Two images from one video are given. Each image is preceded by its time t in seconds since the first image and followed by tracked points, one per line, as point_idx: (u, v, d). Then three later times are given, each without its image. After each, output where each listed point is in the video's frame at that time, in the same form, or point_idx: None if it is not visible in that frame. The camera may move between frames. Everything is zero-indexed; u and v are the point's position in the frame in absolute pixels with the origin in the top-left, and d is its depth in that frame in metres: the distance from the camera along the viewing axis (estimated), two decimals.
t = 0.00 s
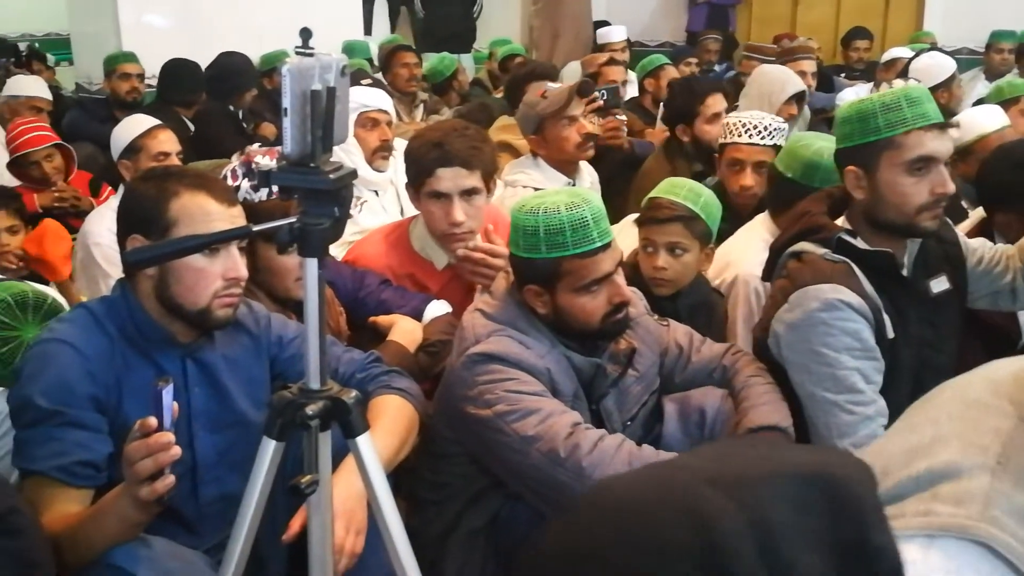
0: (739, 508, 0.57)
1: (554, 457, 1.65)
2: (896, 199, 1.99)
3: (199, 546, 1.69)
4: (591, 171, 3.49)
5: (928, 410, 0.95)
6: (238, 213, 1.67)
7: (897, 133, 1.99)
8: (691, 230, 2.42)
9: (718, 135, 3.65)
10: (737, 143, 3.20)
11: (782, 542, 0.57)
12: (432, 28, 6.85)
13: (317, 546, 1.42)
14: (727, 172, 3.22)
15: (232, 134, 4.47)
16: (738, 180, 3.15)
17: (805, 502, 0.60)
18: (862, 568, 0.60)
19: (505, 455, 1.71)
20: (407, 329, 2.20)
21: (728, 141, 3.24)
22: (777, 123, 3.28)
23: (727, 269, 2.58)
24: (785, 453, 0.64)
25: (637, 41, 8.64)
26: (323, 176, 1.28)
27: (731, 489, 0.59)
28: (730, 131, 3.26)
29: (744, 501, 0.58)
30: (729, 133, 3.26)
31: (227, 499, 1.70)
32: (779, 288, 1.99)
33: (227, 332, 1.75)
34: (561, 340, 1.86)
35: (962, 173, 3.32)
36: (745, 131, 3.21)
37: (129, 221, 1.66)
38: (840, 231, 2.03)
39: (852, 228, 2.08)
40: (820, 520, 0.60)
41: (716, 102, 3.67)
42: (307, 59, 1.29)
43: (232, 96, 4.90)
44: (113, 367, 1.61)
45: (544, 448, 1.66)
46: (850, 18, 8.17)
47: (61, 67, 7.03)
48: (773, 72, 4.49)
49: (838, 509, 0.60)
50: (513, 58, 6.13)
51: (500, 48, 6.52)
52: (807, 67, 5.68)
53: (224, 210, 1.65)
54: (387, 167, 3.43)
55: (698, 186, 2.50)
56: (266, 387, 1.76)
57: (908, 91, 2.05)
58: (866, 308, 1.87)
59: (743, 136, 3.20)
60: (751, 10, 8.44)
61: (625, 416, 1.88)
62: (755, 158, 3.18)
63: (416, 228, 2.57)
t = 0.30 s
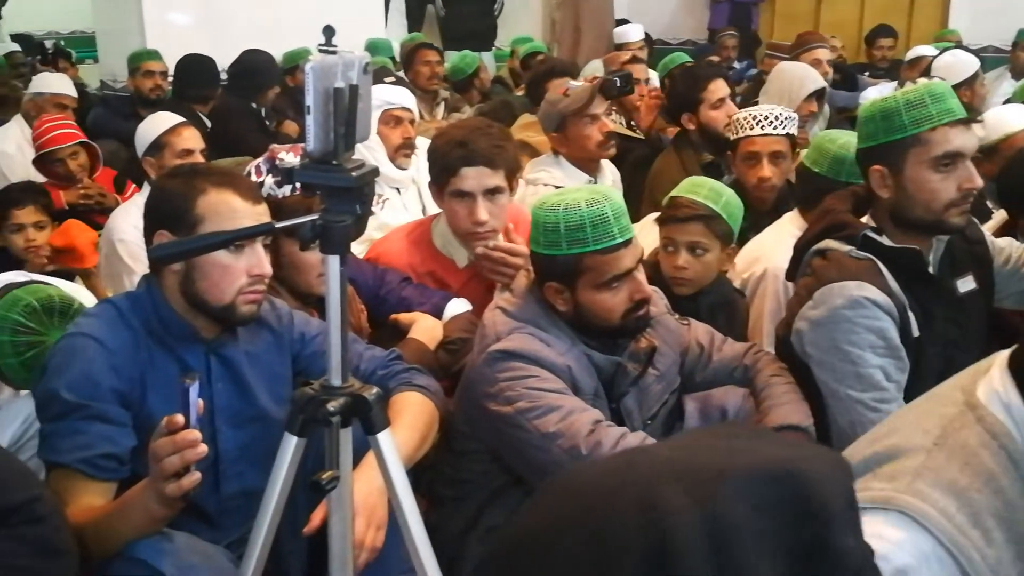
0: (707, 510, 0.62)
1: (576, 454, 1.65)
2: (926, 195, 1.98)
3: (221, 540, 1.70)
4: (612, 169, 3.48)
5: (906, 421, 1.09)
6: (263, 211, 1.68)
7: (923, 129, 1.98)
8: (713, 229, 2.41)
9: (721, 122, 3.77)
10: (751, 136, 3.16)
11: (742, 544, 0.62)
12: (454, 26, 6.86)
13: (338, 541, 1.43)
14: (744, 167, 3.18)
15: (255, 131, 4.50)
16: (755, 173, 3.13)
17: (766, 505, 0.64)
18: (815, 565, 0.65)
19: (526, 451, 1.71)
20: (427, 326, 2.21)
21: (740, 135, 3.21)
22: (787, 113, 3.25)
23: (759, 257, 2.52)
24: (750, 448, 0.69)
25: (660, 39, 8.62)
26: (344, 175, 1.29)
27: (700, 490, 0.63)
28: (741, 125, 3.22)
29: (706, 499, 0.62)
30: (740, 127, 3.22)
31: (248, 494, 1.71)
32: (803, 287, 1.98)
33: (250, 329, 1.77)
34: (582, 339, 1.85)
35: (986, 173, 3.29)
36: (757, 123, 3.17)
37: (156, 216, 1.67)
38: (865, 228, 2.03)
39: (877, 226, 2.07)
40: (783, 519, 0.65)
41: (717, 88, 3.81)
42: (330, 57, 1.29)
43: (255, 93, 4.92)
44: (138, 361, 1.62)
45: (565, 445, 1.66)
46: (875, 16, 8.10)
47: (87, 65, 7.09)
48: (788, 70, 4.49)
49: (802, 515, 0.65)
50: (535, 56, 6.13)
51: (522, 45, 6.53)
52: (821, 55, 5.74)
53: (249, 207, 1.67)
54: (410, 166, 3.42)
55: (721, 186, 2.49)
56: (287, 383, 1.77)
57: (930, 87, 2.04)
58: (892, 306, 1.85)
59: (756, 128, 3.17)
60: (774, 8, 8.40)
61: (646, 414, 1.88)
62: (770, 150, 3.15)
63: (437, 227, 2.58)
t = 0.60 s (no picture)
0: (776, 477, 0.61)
1: (599, 453, 1.65)
2: (956, 197, 1.96)
3: (244, 539, 1.71)
4: (636, 172, 3.48)
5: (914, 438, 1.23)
6: (290, 212, 1.69)
7: (949, 130, 1.97)
8: (737, 232, 2.40)
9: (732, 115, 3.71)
10: (756, 134, 3.18)
11: (814, 515, 0.60)
12: (478, 28, 6.87)
13: (360, 540, 1.43)
14: (754, 166, 3.19)
15: (281, 133, 4.53)
16: (767, 168, 3.13)
17: (840, 476, 0.62)
18: (897, 542, 0.62)
19: (548, 452, 1.71)
20: (450, 328, 2.22)
21: (744, 136, 3.23)
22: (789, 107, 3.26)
23: (785, 265, 2.51)
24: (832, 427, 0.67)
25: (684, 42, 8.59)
26: (369, 176, 1.29)
27: (771, 463, 0.62)
28: (742, 126, 3.25)
29: (781, 471, 0.62)
30: (742, 129, 3.25)
31: (271, 494, 1.72)
32: (828, 290, 1.97)
33: (275, 329, 1.78)
34: (605, 340, 1.85)
35: (1013, 177, 3.26)
36: (757, 121, 3.20)
37: (184, 217, 1.69)
38: (891, 231, 2.02)
39: (903, 229, 2.06)
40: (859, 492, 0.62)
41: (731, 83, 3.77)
42: (355, 59, 1.30)
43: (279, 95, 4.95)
44: (164, 361, 1.63)
45: (588, 444, 1.66)
46: (901, 19, 8.03)
47: (116, 65, 7.16)
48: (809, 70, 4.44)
49: (879, 487, 0.63)
50: (559, 58, 6.13)
51: (546, 48, 6.53)
52: (845, 59, 5.66)
53: (275, 208, 1.68)
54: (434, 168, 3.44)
55: (745, 189, 2.48)
56: (311, 383, 1.78)
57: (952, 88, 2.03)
58: (918, 309, 1.84)
59: (758, 125, 3.18)
60: (800, 10, 8.36)
61: (668, 417, 1.88)
62: (777, 144, 3.16)
63: (461, 228, 2.59)
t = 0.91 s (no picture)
0: (907, 498, 0.67)
1: (624, 453, 1.65)
2: (991, 204, 1.95)
3: (272, 537, 1.72)
4: (664, 174, 3.47)
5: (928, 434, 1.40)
6: (320, 212, 1.70)
7: (982, 137, 1.97)
8: (767, 236, 2.39)
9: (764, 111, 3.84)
10: (772, 136, 3.19)
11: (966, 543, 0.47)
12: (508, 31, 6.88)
13: (387, 538, 1.44)
14: (773, 168, 3.19)
15: (312, 136, 4.57)
16: (786, 169, 3.13)
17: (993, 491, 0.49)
18: None
19: (573, 451, 1.71)
20: (475, 329, 2.22)
21: (758, 141, 3.25)
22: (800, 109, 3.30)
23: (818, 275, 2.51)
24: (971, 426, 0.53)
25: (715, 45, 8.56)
26: (399, 177, 1.30)
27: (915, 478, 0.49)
28: (756, 133, 3.27)
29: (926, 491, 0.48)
30: (755, 135, 3.27)
31: (298, 493, 1.73)
32: (857, 295, 1.97)
33: (305, 330, 1.80)
34: (632, 342, 1.85)
35: None
36: (770, 124, 3.22)
37: (216, 218, 1.71)
38: (922, 236, 2.02)
39: (934, 232, 2.05)
40: (994, 523, 0.67)
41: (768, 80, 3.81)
42: (388, 61, 1.31)
43: (310, 97, 4.99)
44: (195, 359, 1.66)
45: (614, 443, 1.66)
46: (936, 22, 7.93)
47: (149, 65, 7.24)
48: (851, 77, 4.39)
49: None
50: (589, 61, 6.12)
51: (576, 50, 6.53)
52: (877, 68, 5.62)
53: (306, 209, 1.69)
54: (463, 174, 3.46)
55: (774, 192, 2.47)
56: (340, 384, 1.79)
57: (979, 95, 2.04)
58: (950, 315, 1.82)
59: (772, 128, 3.21)
60: (833, 13, 8.31)
61: (695, 421, 1.87)
62: (793, 145, 3.17)
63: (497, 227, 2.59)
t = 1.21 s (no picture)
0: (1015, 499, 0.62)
1: (642, 449, 1.65)
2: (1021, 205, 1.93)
3: (292, 531, 1.73)
4: (685, 173, 3.47)
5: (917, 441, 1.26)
6: (340, 209, 1.72)
7: (1021, 135, 1.98)
8: (790, 237, 2.38)
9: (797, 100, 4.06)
10: (787, 133, 3.17)
11: None
12: (529, 30, 6.88)
13: (405, 532, 1.45)
14: (788, 164, 3.17)
15: (334, 134, 4.59)
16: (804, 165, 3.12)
17: None
18: None
19: (590, 447, 1.70)
20: (493, 326, 2.23)
21: (772, 140, 3.22)
22: (811, 106, 3.28)
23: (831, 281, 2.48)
24: None
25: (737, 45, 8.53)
26: (420, 175, 1.31)
27: None
28: (770, 131, 3.24)
29: None
30: (769, 135, 3.25)
31: (317, 488, 1.74)
32: (876, 296, 1.96)
33: (324, 326, 1.81)
34: (651, 340, 1.86)
35: None
36: (783, 122, 3.20)
37: (238, 215, 1.72)
38: (943, 238, 2.01)
39: (955, 236, 2.04)
40: None
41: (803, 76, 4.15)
42: (410, 59, 1.31)
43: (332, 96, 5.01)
44: (215, 355, 1.67)
45: (631, 440, 1.65)
46: (961, 22, 7.87)
47: (172, 63, 7.29)
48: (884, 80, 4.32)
49: None
50: (610, 60, 6.12)
51: (597, 50, 6.52)
52: (901, 68, 5.61)
53: (327, 206, 1.70)
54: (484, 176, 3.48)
55: (797, 193, 2.47)
56: (359, 380, 1.80)
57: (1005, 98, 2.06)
58: (971, 317, 1.78)
59: (785, 125, 3.18)
60: (856, 13, 8.26)
61: (715, 420, 1.87)
62: (807, 141, 3.14)
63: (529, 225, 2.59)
